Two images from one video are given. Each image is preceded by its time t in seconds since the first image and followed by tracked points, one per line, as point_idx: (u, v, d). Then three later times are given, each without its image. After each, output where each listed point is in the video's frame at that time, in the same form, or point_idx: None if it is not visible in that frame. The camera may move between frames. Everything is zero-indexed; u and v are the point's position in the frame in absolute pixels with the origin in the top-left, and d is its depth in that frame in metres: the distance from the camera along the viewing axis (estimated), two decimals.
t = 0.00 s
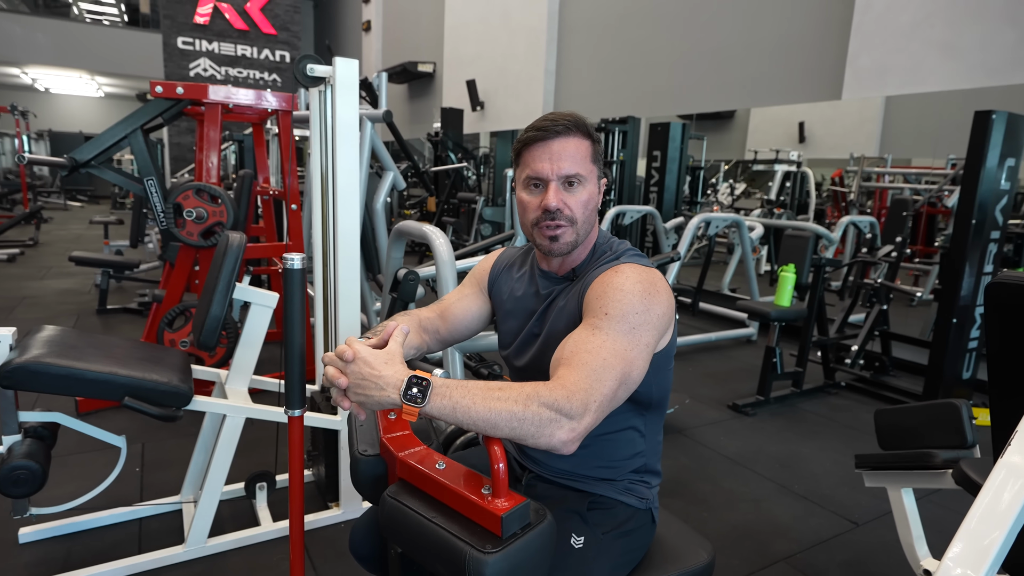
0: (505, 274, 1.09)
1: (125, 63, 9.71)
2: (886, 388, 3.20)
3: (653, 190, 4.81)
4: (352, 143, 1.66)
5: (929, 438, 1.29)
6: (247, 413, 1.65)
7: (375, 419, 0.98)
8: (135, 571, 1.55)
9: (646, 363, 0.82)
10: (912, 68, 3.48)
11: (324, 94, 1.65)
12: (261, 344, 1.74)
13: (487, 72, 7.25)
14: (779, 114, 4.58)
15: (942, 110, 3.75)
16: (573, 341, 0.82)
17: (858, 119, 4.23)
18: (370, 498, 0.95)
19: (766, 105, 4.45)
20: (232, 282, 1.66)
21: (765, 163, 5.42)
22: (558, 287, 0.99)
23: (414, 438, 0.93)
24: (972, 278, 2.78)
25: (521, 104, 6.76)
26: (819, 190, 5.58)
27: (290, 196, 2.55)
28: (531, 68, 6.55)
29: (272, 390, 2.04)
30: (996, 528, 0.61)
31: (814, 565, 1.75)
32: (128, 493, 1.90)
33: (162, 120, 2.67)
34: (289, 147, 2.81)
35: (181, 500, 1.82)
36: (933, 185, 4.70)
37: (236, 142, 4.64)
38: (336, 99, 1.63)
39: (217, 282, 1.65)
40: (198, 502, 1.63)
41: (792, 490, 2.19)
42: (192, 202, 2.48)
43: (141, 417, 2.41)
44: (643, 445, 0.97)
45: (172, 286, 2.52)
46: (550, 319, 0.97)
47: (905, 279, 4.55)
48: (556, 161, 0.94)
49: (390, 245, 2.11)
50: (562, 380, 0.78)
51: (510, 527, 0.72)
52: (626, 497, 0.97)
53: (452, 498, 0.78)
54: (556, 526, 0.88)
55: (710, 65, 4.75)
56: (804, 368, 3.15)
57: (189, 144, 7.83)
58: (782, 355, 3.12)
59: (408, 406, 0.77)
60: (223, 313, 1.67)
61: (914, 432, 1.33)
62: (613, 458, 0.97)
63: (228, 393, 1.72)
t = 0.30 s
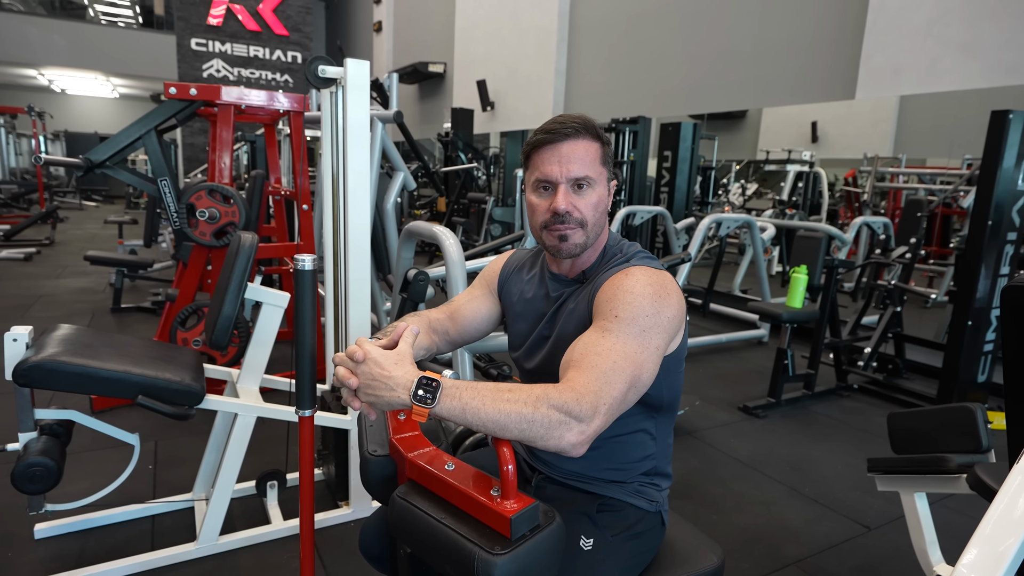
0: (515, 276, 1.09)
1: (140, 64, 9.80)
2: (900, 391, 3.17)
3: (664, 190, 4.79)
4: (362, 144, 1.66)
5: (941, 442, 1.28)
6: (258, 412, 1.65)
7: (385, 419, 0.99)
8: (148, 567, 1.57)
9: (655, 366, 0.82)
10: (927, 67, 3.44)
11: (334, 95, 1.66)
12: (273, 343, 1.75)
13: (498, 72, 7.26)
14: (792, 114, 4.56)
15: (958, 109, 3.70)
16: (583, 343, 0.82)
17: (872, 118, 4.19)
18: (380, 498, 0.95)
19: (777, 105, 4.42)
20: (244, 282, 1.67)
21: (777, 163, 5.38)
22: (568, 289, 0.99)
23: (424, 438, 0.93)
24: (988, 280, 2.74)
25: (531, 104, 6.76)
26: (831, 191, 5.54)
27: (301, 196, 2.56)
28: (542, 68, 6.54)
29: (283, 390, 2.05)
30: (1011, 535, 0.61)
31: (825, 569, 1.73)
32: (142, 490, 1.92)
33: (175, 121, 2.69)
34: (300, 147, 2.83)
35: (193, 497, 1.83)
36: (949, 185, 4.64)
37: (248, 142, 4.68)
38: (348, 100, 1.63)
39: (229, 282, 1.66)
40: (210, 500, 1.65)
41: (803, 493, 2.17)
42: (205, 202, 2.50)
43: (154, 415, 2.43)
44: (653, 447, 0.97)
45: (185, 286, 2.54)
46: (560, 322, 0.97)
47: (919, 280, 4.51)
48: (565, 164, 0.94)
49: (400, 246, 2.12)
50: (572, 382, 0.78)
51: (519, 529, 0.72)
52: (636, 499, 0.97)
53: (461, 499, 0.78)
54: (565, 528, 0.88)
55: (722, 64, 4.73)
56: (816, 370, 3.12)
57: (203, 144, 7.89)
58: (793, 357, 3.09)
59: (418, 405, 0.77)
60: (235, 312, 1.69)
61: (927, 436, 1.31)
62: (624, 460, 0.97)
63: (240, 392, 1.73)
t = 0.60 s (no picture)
0: (523, 276, 1.10)
1: (150, 69, 9.88)
2: (912, 390, 3.14)
3: (672, 189, 4.78)
4: (371, 145, 1.66)
5: (954, 441, 1.27)
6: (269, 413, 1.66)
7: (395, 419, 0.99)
8: (161, 567, 1.58)
9: (664, 372, 0.82)
10: (938, 62, 3.41)
11: (344, 96, 1.66)
12: (283, 344, 1.76)
13: (505, 73, 7.26)
14: (801, 111, 4.53)
15: (970, 105, 3.67)
16: (593, 349, 0.82)
17: (882, 116, 4.16)
18: (390, 497, 0.96)
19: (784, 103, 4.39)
20: (254, 283, 1.68)
21: (786, 161, 5.35)
22: (576, 289, 0.99)
23: (433, 438, 0.93)
24: (1001, 277, 2.72)
25: (538, 105, 6.76)
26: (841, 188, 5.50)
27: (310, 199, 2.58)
28: (548, 68, 6.54)
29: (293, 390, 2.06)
30: None
31: (837, 569, 1.72)
32: (154, 491, 1.94)
33: (186, 125, 2.72)
34: (309, 149, 2.83)
35: (205, 498, 1.85)
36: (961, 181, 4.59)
37: (257, 145, 4.71)
38: (356, 102, 1.63)
39: (240, 283, 1.68)
40: (222, 499, 1.66)
41: (815, 492, 2.16)
42: (215, 205, 2.52)
43: (166, 416, 2.45)
44: (663, 445, 0.97)
45: (196, 288, 2.56)
46: (570, 324, 0.97)
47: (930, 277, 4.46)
48: (567, 164, 0.94)
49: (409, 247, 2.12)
50: (584, 387, 0.79)
51: (529, 528, 0.72)
52: (647, 499, 0.96)
53: (472, 498, 0.78)
54: (576, 526, 0.88)
55: (729, 62, 4.70)
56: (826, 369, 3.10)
57: (212, 147, 7.94)
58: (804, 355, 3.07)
59: (440, 383, 0.75)
60: (246, 313, 1.70)
61: (939, 434, 1.30)
62: (634, 458, 0.97)
63: (250, 393, 1.74)
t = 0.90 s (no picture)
0: (532, 279, 1.09)
1: (159, 70, 9.93)
2: (923, 392, 3.11)
3: (680, 189, 4.77)
4: (379, 146, 1.66)
5: (967, 444, 1.25)
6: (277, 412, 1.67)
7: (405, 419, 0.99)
8: (171, 565, 1.59)
9: (674, 374, 0.82)
10: (949, 61, 3.38)
11: (352, 96, 1.64)
12: (291, 344, 1.77)
13: (512, 73, 7.26)
14: (810, 110, 4.50)
15: (981, 104, 3.64)
16: (604, 348, 0.81)
17: (892, 115, 4.12)
18: (399, 497, 0.96)
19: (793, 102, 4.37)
20: (263, 283, 1.69)
21: (794, 161, 5.33)
22: (585, 291, 0.99)
23: (442, 438, 0.93)
24: (1014, 277, 2.68)
25: (545, 105, 6.76)
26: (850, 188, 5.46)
27: (318, 199, 2.58)
28: (555, 68, 6.54)
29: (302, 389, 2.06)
30: None
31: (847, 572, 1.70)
32: (164, 489, 1.95)
33: (195, 125, 2.74)
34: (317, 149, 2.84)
35: (214, 496, 1.86)
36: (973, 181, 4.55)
37: (265, 145, 4.73)
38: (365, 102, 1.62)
39: (249, 283, 1.68)
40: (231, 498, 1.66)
41: (824, 494, 2.14)
42: (224, 205, 2.53)
43: (176, 415, 2.47)
44: (674, 446, 0.96)
45: (205, 288, 2.57)
46: (580, 327, 0.97)
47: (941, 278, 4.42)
48: (555, 183, 0.93)
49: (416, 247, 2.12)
50: (595, 386, 0.78)
51: (537, 528, 0.72)
52: (657, 500, 0.96)
53: (480, 498, 0.78)
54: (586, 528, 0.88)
55: (737, 62, 4.68)
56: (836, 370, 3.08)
57: (221, 148, 8.00)
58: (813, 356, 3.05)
59: (459, 364, 0.74)
60: (255, 313, 1.71)
61: (951, 437, 1.28)
62: (645, 459, 0.96)
63: (259, 392, 1.75)
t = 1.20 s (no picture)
0: (540, 279, 1.09)
1: (166, 71, 9.98)
2: (933, 392, 3.09)
3: (686, 188, 4.75)
4: (386, 145, 1.66)
5: (980, 444, 1.23)
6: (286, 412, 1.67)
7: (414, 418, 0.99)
8: (181, 564, 1.59)
9: (683, 373, 0.82)
10: (959, 58, 3.35)
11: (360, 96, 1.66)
12: (299, 344, 1.77)
13: (518, 73, 7.26)
14: (818, 108, 4.48)
15: (992, 102, 3.61)
16: (614, 347, 0.81)
17: (901, 114, 4.09)
18: (408, 497, 0.95)
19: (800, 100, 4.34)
20: (271, 283, 1.69)
21: (802, 160, 5.30)
22: (593, 290, 0.99)
23: (451, 437, 0.93)
24: None
25: (551, 104, 6.75)
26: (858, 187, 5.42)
27: (326, 199, 2.58)
28: (562, 68, 6.53)
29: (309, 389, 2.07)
30: None
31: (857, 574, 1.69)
32: (173, 489, 1.96)
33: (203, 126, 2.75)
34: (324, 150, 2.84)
35: (223, 496, 1.86)
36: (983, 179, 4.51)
37: (272, 146, 4.75)
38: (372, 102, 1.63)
39: (257, 283, 1.69)
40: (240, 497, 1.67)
41: (834, 495, 2.13)
42: (232, 205, 2.54)
43: (185, 414, 2.48)
44: (684, 446, 0.96)
45: (213, 288, 2.58)
46: (588, 327, 0.96)
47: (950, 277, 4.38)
48: (563, 181, 0.93)
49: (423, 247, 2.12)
50: (605, 385, 0.78)
51: (548, 528, 0.72)
52: (667, 500, 0.95)
53: (490, 498, 0.78)
54: (596, 529, 0.88)
55: (744, 60, 4.66)
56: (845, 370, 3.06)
57: (228, 148, 8.04)
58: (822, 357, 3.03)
59: (467, 367, 0.73)
60: (263, 313, 1.71)
61: (964, 437, 1.26)
62: (655, 459, 0.96)
63: (267, 391, 1.75)
